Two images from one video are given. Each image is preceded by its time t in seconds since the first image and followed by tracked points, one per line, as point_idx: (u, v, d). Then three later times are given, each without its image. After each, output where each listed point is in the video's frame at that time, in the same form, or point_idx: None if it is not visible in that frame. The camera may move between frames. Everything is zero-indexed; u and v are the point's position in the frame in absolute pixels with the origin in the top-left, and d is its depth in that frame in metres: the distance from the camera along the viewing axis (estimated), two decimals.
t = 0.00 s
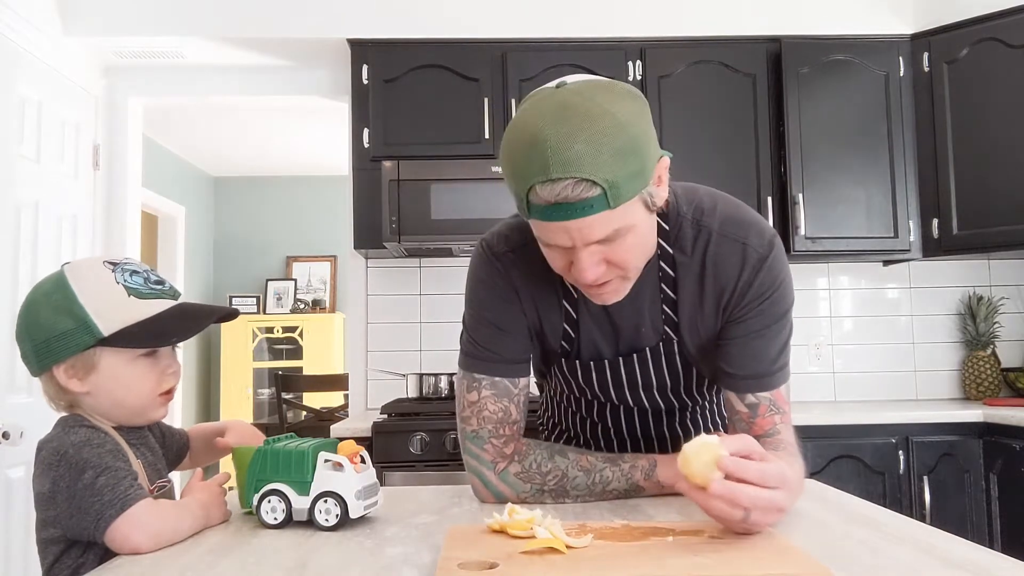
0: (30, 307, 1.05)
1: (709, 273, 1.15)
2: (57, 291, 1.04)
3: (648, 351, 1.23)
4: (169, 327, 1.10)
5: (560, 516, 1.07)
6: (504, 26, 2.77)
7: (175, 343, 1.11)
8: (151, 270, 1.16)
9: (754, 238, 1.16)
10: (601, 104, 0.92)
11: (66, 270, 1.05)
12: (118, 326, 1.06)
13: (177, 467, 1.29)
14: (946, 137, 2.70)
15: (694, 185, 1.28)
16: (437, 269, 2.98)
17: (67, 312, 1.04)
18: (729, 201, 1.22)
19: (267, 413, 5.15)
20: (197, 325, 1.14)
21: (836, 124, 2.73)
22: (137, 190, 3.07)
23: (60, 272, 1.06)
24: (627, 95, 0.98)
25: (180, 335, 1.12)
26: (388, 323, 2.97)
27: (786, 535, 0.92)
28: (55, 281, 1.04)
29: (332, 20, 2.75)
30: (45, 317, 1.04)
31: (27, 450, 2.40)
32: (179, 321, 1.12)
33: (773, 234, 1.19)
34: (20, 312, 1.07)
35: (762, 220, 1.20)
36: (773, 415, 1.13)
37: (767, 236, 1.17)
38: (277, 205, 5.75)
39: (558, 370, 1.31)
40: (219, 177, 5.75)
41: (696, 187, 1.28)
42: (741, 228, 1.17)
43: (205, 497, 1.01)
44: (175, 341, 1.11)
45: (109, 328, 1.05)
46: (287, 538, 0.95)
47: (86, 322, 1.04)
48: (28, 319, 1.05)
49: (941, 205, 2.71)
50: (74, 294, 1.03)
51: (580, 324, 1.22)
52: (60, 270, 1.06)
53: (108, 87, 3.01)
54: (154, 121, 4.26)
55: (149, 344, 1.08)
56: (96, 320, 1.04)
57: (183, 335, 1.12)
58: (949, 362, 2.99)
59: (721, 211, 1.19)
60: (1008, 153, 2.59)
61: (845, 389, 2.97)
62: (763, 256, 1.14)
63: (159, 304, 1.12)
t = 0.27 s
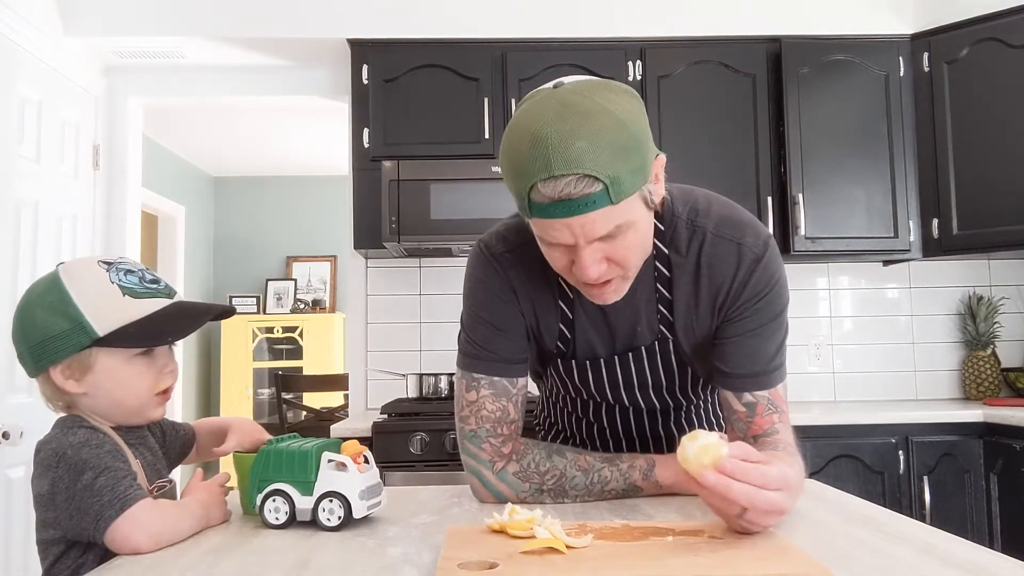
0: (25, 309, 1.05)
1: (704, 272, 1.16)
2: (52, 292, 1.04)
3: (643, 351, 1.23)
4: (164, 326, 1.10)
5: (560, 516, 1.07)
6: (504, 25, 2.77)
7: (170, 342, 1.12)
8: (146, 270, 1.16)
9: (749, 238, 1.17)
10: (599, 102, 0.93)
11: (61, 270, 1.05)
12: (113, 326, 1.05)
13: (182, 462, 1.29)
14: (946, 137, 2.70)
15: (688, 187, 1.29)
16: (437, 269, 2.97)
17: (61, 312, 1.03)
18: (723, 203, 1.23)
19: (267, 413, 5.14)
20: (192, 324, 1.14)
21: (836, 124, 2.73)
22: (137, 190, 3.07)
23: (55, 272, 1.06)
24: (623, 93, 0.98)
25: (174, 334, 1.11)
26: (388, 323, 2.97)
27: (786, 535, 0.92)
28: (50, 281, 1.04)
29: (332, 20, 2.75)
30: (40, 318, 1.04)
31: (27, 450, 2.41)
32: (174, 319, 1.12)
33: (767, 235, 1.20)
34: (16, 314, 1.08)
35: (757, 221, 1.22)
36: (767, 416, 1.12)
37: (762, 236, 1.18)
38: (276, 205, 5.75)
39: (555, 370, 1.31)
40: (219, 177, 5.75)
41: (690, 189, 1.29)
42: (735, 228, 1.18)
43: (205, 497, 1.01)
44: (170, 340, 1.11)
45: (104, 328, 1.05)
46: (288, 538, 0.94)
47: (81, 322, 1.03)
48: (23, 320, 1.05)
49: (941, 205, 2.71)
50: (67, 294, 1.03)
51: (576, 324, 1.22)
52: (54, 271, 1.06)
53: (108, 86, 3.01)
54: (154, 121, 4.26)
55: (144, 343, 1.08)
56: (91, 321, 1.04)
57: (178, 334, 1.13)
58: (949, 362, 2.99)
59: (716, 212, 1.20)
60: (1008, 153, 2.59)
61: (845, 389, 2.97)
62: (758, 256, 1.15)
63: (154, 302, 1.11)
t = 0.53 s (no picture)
0: (25, 309, 1.05)
1: (700, 273, 1.16)
2: (52, 292, 1.04)
3: (638, 350, 1.23)
4: (164, 327, 1.10)
5: (560, 516, 1.07)
6: (504, 25, 2.77)
7: (171, 345, 1.12)
8: (146, 270, 1.16)
9: (744, 239, 1.17)
10: (601, 99, 0.93)
11: (61, 271, 1.05)
12: (112, 328, 1.05)
13: (183, 463, 1.28)
14: (946, 137, 2.70)
15: (682, 188, 1.30)
16: (437, 269, 2.97)
17: (61, 313, 1.03)
18: (718, 204, 1.24)
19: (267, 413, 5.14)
20: (191, 325, 1.14)
21: (836, 124, 2.73)
22: (137, 190, 3.07)
23: (55, 273, 1.06)
24: (622, 90, 0.99)
25: (173, 335, 1.12)
26: (388, 324, 2.97)
27: (786, 535, 0.92)
28: (50, 282, 1.04)
29: (332, 20, 2.75)
30: (40, 320, 1.04)
31: (27, 450, 2.41)
32: (173, 321, 1.12)
33: (761, 236, 1.20)
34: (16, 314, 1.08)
35: (751, 222, 1.22)
36: (760, 415, 1.14)
37: (757, 237, 1.19)
38: (276, 205, 5.75)
39: (548, 370, 1.30)
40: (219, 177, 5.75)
41: (684, 189, 1.29)
42: (730, 229, 1.18)
43: (205, 497, 1.02)
44: (169, 342, 1.12)
45: (104, 329, 1.05)
46: (289, 538, 0.95)
47: (81, 324, 1.04)
48: (23, 321, 1.05)
49: (941, 205, 2.71)
50: (68, 295, 1.03)
51: (572, 323, 1.21)
52: (54, 272, 1.06)
53: (108, 86, 3.01)
54: (154, 121, 4.26)
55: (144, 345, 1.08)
56: (91, 322, 1.04)
57: (176, 335, 1.13)
58: (949, 362, 2.99)
59: (711, 213, 1.20)
60: (1008, 153, 2.59)
61: (845, 389, 2.97)
62: (754, 257, 1.16)
63: (153, 304, 1.10)
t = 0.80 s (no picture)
0: (28, 309, 1.05)
1: (690, 272, 1.17)
2: (55, 293, 1.04)
3: (629, 347, 1.22)
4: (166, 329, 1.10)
5: (560, 516, 1.07)
6: (504, 25, 2.77)
7: (174, 346, 1.11)
8: (150, 271, 1.16)
9: (732, 239, 1.18)
10: (589, 89, 0.94)
11: (65, 272, 1.05)
12: (115, 330, 1.05)
13: (183, 464, 1.28)
14: (946, 137, 2.70)
15: (671, 187, 1.30)
16: (437, 269, 2.98)
17: (64, 314, 1.04)
18: (706, 203, 1.25)
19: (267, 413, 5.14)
20: (195, 327, 1.13)
21: (836, 123, 2.73)
22: (137, 190, 3.07)
23: (59, 274, 1.06)
24: (609, 81, 1.00)
25: (177, 338, 1.11)
26: (388, 324, 2.97)
27: (785, 535, 0.92)
28: (54, 283, 1.05)
29: (332, 20, 2.75)
30: (43, 321, 1.04)
31: (27, 450, 2.40)
32: (176, 323, 1.11)
33: (749, 235, 1.21)
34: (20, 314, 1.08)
35: (739, 221, 1.23)
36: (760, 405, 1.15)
37: (745, 236, 1.20)
38: (276, 205, 5.75)
39: (538, 370, 1.29)
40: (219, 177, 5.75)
41: (672, 188, 1.30)
42: (719, 228, 1.19)
43: (206, 497, 1.02)
44: (173, 344, 1.11)
45: (106, 331, 1.05)
46: (289, 538, 0.95)
47: (84, 325, 1.04)
48: (27, 321, 1.06)
49: (941, 205, 2.71)
50: (71, 296, 1.04)
51: (562, 321, 1.21)
52: (58, 273, 1.06)
53: (108, 86, 3.01)
54: (154, 121, 4.26)
55: (146, 347, 1.07)
56: (93, 324, 1.04)
57: (180, 337, 1.11)
58: (949, 362, 2.99)
59: (699, 212, 1.21)
60: (1008, 153, 2.59)
61: (845, 389, 2.97)
62: (743, 256, 1.17)
63: (156, 305, 1.11)
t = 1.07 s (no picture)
0: (32, 311, 1.06)
1: (679, 270, 1.17)
2: (58, 295, 1.04)
3: (618, 344, 1.22)
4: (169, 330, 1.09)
5: (559, 516, 1.06)
6: (505, 25, 2.77)
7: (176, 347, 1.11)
8: (154, 272, 1.16)
9: (720, 238, 1.18)
10: (577, 75, 0.95)
11: (68, 273, 1.05)
12: (118, 331, 1.05)
13: (186, 467, 1.29)
14: (946, 137, 2.70)
15: (662, 187, 1.31)
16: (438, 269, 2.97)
17: (67, 315, 1.04)
18: (695, 203, 1.25)
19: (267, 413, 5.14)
20: (197, 328, 1.14)
21: (836, 123, 2.73)
22: (137, 190, 3.07)
23: (62, 275, 1.06)
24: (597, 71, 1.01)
25: (179, 339, 1.11)
26: (388, 324, 2.97)
27: (785, 535, 0.92)
28: (57, 284, 1.05)
29: (332, 20, 2.75)
30: (47, 322, 1.04)
31: (27, 450, 2.40)
32: (178, 324, 1.11)
33: (738, 234, 1.22)
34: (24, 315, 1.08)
35: (728, 221, 1.23)
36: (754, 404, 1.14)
37: (734, 235, 1.20)
38: (276, 205, 5.75)
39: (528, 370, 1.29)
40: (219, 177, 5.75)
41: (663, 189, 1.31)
42: (706, 227, 1.20)
43: (206, 497, 1.02)
44: (175, 345, 1.11)
45: (109, 332, 1.05)
46: (289, 539, 0.94)
47: (87, 326, 1.04)
48: (30, 322, 1.06)
49: (941, 205, 2.71)
50: (74, 297, 1.04)
51: (551, 320, 1.21)
52: (61, 274, 1.06)
53: (108, 86, 3.01)
54: (153, 121, 4.26)
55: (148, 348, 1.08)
56: (96, 325, 1.04)
57: (182, 338, 1.11)
58: (949, 362, 2.99)
59: (688, 211, 1.22)
60: (1008, 153, 2.59)
61: (845, 389, 2.97)
62: (731, 255, 1.17)
63: (159, 306, 1.10)
